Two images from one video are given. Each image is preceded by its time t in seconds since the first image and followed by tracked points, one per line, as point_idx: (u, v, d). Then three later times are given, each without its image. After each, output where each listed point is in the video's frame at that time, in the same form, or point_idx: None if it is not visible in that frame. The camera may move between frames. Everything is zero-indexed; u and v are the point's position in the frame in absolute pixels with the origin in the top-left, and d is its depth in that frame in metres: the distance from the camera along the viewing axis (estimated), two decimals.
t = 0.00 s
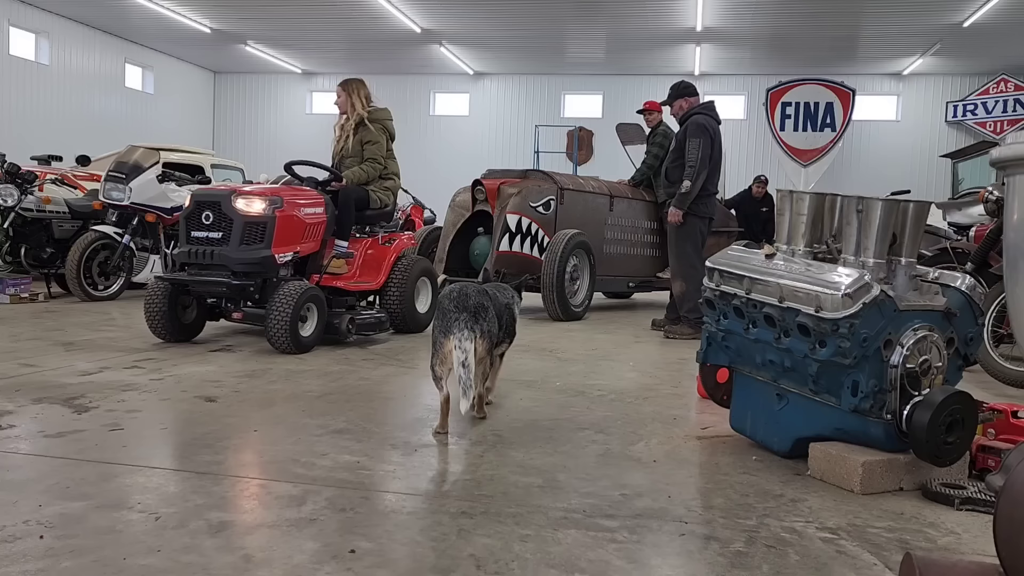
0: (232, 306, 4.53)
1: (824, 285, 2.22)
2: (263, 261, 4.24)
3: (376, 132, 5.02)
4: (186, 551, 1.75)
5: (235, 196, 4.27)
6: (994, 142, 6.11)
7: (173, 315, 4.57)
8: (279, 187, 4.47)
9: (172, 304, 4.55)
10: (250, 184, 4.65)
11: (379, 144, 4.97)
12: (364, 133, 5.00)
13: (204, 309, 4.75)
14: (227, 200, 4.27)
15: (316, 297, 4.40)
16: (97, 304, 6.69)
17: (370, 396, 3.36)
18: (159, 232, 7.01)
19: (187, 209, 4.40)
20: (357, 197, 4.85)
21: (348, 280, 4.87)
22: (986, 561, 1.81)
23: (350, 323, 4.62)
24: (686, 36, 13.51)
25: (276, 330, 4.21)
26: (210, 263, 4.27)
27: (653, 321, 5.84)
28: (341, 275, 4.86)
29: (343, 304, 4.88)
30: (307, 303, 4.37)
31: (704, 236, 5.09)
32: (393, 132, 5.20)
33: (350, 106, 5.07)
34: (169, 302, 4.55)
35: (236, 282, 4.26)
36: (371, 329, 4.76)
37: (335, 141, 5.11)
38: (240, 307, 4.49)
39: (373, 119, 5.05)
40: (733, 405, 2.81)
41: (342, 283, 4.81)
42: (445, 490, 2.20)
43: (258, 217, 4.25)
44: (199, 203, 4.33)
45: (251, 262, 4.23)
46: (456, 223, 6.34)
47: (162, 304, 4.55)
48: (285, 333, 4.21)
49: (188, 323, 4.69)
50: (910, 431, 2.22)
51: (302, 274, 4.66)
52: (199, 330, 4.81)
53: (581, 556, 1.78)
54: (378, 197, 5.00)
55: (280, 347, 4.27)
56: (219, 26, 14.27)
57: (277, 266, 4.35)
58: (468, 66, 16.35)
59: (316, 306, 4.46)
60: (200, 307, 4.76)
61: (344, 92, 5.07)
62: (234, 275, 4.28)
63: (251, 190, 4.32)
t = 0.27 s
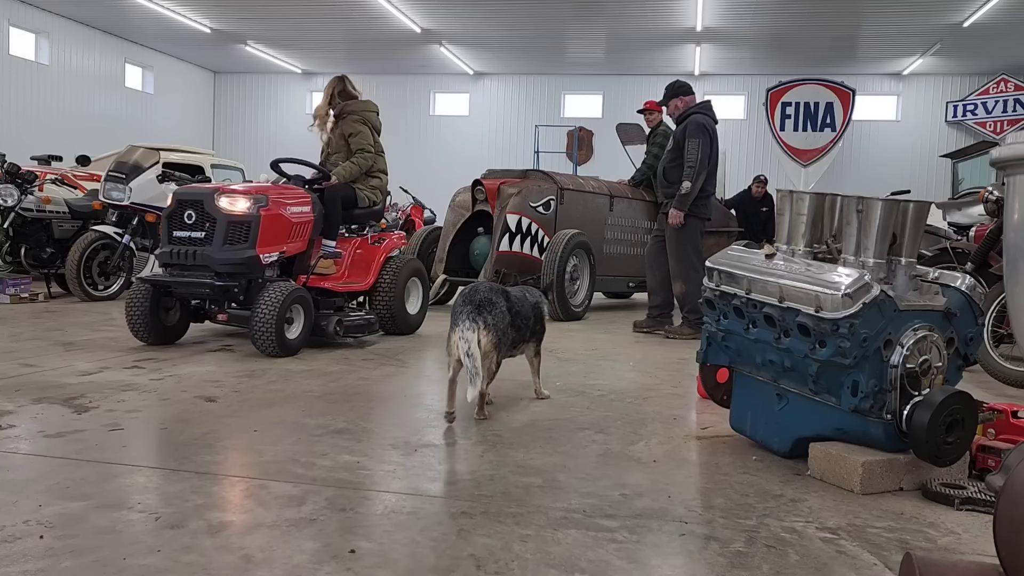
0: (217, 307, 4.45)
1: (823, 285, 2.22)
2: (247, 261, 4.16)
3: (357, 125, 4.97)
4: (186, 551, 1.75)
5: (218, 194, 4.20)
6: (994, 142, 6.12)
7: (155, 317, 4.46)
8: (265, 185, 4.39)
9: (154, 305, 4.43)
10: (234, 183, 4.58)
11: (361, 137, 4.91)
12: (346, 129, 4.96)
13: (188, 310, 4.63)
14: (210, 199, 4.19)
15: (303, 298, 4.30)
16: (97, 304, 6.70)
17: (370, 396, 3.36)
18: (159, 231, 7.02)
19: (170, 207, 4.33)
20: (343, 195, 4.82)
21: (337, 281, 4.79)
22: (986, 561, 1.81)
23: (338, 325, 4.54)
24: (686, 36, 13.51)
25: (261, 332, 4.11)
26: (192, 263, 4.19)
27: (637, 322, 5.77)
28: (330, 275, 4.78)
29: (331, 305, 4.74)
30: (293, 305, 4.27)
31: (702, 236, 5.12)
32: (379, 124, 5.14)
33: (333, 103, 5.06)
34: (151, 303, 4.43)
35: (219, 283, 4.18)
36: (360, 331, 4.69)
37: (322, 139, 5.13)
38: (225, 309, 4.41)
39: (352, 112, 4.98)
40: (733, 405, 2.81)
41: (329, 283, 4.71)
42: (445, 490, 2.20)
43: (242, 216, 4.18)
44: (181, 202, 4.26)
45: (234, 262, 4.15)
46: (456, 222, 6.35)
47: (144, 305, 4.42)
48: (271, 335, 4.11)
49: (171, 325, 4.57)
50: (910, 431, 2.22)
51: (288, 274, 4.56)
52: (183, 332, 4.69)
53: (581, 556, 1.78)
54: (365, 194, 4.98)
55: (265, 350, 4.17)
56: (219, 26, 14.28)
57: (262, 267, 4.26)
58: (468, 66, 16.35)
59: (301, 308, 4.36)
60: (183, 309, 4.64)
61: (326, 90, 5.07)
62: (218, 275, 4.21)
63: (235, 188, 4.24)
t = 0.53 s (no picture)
0: (200, 309, 4.31)
1: (823, 285, 2.22)
2: (232, 261, 4.03)
3: (342, 120, 4.84)
4: (186, 551, 1.75)
5: (202, 193, 4.07)
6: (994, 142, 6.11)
7: (138, 319, 4.33)
8: (250, 184, 4.27)
9: (136, 307, 4.30)
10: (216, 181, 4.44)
11: (346, 131, 4.78)
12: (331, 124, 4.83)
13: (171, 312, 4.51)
14: (193, 197, 4.06)
15: (290, 300, 4.20)
16: (97, 304, 6.70)
17: (371, 396, 3.36)
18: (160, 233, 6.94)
19: (151, 207, 4.19)
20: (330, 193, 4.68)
21: (326, 282, 4.69)
22: (986, 561, 1.81)
23: (326, 327, 4.45)
24: (686, 36, 13.51)
25: (246, 335, 3.99)
26: (175, 264, 4.05)
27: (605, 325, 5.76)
28: (318, 276, 4.68)
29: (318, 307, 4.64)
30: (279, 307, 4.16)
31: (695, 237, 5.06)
32: (366, 119, 5.01)
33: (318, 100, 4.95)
34: (132, 305, 4.30)
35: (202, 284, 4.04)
36: (348, 333, 4.61)
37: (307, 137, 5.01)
38: (209, 311, 4.28)
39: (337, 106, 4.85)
40: (733, 405, 2.81)
41: (316, 284, 4.62)
42: (445, 489, 2.20)
43: (226, 215, 4.05)
44: (163, 201, 4.13)
45: (217, 262, 4.01)
46: (456, 222, 6.37)
47: (125, 307, 4.30)
48: (256, 338, 4.00)
49: (154, 327, 4.45)
50: (910, 431, 2.22)
51: (275, 275, 4.45)
52: (166, 334, 4.56)
53: (581, 557, 1.78)
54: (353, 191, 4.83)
55: (250, 353, 4.06)
56: (219, 26, 14.27)
57: (247, 267, 4.13)
58: (468, 66, 16.35)
59: (288, 309, 4.26)
60: (166, 311, 4.51)
61: (312, 87, 4.96)
62: (201, 276, 4.07)
63: (218, 186, 4.12)
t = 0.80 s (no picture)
0: (184, 311, 4.18)
1: (824, 285, 2.22)
2: (216, 262, 3.88)
3: (329, 116, 4.68)
4: (186, 551, 1.75)
5: (185, 191, 3.92)
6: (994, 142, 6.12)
7: (118, 321, 4.22)
8: (235, 182, 4.12)
9: (117, 310, 4.19)
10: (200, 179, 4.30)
11: (333, 129, 4.63)
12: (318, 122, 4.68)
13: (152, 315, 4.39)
14: (176, 195, 3.91)
15: (276, 302, 4.08)
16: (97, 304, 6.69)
17: (370, 396, 3.36)
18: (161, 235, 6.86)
19: (132, 205, 4.05)
20: (317, 192, 4.54)
21: (314, 283, 4.55)
22: (986, 561, 1.81)
23: (313, 330, 4.32)
24: (686, 36, 13.51)
25: (232, 338, 3.87)
26: (157, 265, 3.91)
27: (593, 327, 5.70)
28: (306, 277, 4.53)
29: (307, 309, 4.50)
30: (266, 309, 4.03)
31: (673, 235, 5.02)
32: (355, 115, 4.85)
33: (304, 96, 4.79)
34: (113, 307, 4.19)
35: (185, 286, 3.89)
36: (338, 336, 4.49)
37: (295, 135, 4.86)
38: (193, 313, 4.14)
39: (323, 103, 4.69)
40: (733, 405, 2.81)
41: (305, 285, 4.46)
42: (445, 489, 2.20)
43: (210, 214, 3.90)
44: (145, 199, 3.98)
45: (200, 263, 3.86)
46: (455, 222, 6.37)
47: (106, 309, 4.19)
48: (242, 341, 3.88)
49: (136, 330, 4.33)
50: (910, 430, 2.22)
51: (262, 276, 4.30)
52: (148, 337, 4.44)
53: (581, 556, 1.78)
54: (341, 190, 4.68)
55: (236, 357, 3.95)
56: (219, 26, 14.27)
57: (232, 268, 3.98)
58: (468, 66, 16.35)
59: (275, 312, 4.11)
60: (147, 313, 4.40)
61: (298, 84, 4.80)
62: (184, 278, 3.92)
63: (202, 185, 3.97)
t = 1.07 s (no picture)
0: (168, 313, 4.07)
1: (824, 285, 2.22)
2: (201, 263, 3.76)
3: (318, 114, 4.52)
4: (186, 551, 1.75)
5: (168, 188, 3.79)
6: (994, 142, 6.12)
7: (100, 324, 4.08)
8: (219, 179, 3.99)
9: (99, 312, 4.05)
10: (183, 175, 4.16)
11: (322, 126, 4.47)
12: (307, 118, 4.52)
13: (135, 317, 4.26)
14: (159, 193, 3.78)
15: (264, 304, 3.96)
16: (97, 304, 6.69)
17: (370, 396, 3.36)
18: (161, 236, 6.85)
19: (113, 203, 3.90)
20: (305, 189, 4.36)
21: (301, 283, 4.40)
22: (986, 561, 1.81)
23: (302, 332, 4.20)
24: (686, 36, 13.51)
25: (218, 342, 3.77)
26: (140, 265, 3.78)
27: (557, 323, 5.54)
28: (294, 277, 4.38)
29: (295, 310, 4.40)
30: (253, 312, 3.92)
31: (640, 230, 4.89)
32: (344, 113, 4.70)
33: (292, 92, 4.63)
34: (94, 309, 4.05)
35: (169, 287, 3.77)
36: (326, 338, 4.36)
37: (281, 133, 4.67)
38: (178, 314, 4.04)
39: (312, 99, 4.53)
40: (733, 405, 2.81)
41: (292, 286, 4.32)
42: (445, 489, 2.20)
43: (194, 213, 3.78)
44: (126, 197, 3.84)
45: (185, 263, 3.74)
46: (455, 222, 6.38)
47: (87, 312, 4.04)
48: (229, 344, 3.77)
49: (118, 332, 4.20)
50: (910, 431, 2.22)
51: (248, 277, 4.18)
52: (130, 339, 4.31)
53: (581, 556, 1.78)
54: (330, 189, 4.49)
55: (222, 361, 3.83)
56: (219, 26, 14.27)
57: (218, 269, 3.87)
58: (468, 66, 16.35)
59: (262, 313, 4.01)
60: (129, 315, 4.26)
61: (286, 80, 4.64)
62: (167, 279, 3.80)
63: (186, 183, 3.85)
